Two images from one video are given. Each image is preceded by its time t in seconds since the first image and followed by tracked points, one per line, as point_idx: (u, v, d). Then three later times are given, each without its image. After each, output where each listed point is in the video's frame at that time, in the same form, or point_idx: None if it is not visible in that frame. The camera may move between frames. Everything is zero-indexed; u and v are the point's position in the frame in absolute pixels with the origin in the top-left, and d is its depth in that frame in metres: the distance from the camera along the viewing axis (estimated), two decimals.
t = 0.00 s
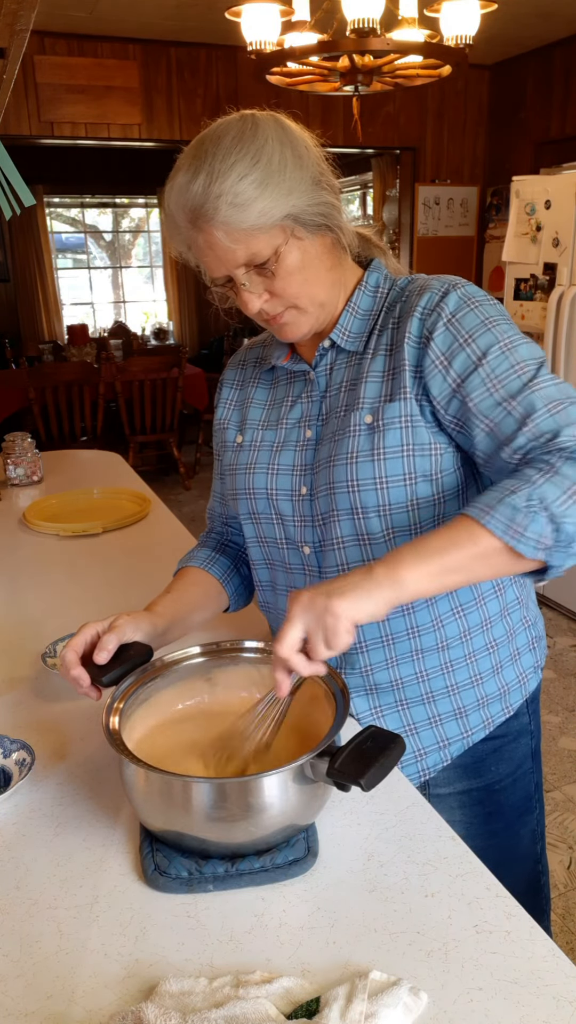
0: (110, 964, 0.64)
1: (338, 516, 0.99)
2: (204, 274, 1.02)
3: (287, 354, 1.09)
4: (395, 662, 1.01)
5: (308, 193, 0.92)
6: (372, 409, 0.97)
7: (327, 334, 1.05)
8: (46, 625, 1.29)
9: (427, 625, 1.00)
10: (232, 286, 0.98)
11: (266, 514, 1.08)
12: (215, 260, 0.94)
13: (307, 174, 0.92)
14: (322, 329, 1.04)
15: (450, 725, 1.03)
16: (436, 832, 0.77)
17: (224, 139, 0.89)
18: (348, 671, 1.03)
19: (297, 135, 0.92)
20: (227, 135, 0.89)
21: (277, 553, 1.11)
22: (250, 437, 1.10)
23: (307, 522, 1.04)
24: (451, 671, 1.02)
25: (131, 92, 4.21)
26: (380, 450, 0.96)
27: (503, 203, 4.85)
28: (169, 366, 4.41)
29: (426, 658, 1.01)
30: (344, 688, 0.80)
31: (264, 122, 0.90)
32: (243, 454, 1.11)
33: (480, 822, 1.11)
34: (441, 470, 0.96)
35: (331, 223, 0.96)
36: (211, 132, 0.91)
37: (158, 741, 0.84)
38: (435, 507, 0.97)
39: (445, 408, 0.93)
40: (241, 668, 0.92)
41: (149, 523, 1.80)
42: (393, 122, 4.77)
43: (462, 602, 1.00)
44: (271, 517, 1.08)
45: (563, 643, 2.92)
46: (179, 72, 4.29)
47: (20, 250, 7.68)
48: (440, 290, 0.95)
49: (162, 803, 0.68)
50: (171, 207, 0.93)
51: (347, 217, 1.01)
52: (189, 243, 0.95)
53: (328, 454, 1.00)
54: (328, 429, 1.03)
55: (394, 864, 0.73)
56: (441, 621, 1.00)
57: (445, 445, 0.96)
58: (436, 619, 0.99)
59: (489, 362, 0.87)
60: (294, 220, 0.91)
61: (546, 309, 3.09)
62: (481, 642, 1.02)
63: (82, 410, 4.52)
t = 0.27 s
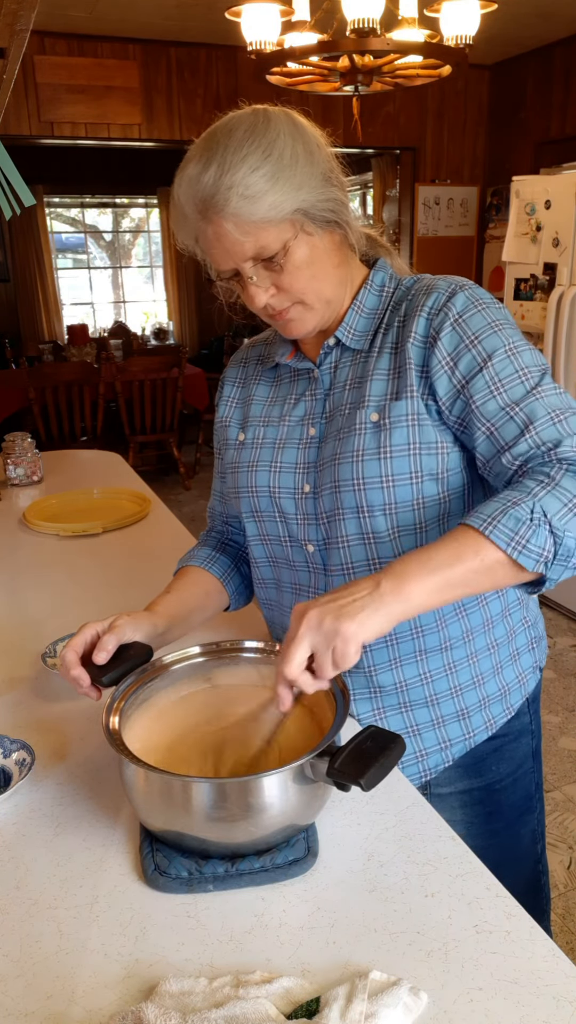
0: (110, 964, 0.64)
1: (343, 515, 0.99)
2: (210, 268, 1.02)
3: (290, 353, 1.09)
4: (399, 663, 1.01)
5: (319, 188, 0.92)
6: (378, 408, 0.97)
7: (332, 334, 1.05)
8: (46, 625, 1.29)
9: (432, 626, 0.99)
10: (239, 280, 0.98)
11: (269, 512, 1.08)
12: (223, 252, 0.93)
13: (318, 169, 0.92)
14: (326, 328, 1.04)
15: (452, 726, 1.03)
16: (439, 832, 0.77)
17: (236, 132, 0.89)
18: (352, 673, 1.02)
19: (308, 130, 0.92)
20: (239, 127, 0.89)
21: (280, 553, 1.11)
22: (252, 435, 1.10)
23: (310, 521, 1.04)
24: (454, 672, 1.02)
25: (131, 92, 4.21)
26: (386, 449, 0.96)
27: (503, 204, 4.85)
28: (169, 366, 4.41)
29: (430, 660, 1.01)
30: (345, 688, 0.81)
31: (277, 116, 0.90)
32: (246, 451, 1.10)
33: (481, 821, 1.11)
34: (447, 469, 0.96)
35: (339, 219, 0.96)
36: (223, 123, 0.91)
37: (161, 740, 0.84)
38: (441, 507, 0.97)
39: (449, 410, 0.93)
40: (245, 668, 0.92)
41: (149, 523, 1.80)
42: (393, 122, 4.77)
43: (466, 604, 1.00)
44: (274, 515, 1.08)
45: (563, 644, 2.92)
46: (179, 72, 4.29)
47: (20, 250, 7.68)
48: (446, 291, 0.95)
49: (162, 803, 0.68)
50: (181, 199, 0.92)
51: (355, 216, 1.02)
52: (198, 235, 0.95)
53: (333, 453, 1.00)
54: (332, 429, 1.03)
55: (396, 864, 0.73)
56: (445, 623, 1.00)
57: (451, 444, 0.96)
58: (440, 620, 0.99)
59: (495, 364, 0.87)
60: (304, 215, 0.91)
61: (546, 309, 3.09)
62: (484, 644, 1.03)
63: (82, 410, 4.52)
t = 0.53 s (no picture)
0: (110, 964, 0.64)
1: (343, 515, 0.99)
2: (209, 266, 1.02)
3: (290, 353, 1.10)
4: (396, 662, 1.01)
5: (316, 185, 0.92)
6: (377, 408, 0.97)
7: (331, 334, 1.05)
8: (46, 625, 1.29)
9: (429, 625, 1.00)
10: (236, 278, 0.98)
11: (268, 513, 1.08)
12: (220, 248, 0.93)
13: (316, 166, 0.92)
14: (326, 328, 1.04)
15: (450, 726, 1.03)
16: (438, 832, 0.77)
17: (234, 129, 0.89)
18: (349, 672, 1.03)
19: (306, 129, 0.93)
20: (237, 124, 0.89)
21: (280, 553, 1.11)
22: (252, 435, 1.10)
23: (310, 521, 1.04)
24: (452, 671, 1.02)
25: (131, 92, 4.21)
26: (385, 449, 0.95)
27: (503, 203, 4.85)
28: (169, 366, 4.41)
29: (428, 659, 1.01)
30: (344, 688, 0.81)
31: (275, 114, 0.90)
32: (246, 452, 1.11)
33: (481, 821, 1.11)
34: (446, 470, 0.96)
35: (337, 217, 0.96)
36: (221, 122, 0.92)
37: (158, 740, 0.84)
38: (440, 507, 0.97)
39: (444, 410, 0.93)
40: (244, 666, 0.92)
41: (149, 523, 1.80)
42: (393, 122, 4.77)
43: (464, 603, 1.00)
44: (274, 515, 1.08)
45: (563, 644, 2.92)
46: (179, 72, 4.29)
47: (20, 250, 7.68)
48: (445, 290, 0.95)
49: (162, 803, 0.68)
50: (179, 195, 0.93)
51: (354, 216, 1.02)
52: (196, 232, 0.95)
53: (333, 453, 1.00)
54: (332, 429, 1.03)
55: (393, 863, 0.73)
56: (443, 621, 1.00)
57: (451, 445, 0.96)
58: (437, 619, 0.99)
59: (490, 365, 0.87)
60: (301, 211, 0.91)
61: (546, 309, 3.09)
62: (482, 643, 1.03)
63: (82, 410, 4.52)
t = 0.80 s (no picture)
0: (110, 964, 0.64)
1: (339, 516, 0.99)
2: (204, 269, 1.02)
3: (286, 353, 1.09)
4: (394, 662, 1.01)
5: (308, 184, 0.92)
6: (373, 408, 0.97)
7: (327, 334, 1.05)
8: (46, 625, 1.29)
9: (426, 625, 1.00)
10: (230, 279, 0.98)
11: (266, 514, 1.08)
12: (214, 248, 0.93)
13: (307, 166, 0.92)
14: (321, 329, 1.04)
15: (448, 724, 1.03)
16: (437, 832, 0.77)
17: (225, 130, 0.90)
18: (346, 672, 1.03)
19: (297, 130, 0.93)
20: (228, 126, 0.90)
21: (278, 554, 1.11)
22: (250, 436, 1.11)
23: (307, 522, 1.04)
24: (450, 670, 1.02)
25: (131, 92, 4.20)
26: (381, 450, 0.95)
27: (503, 203, 4.85)
28: (169, 366, 4.41)
29: (425, 658, 1.01)
30: (345, 688, 0.80)
31: (265, 116, 0.91)
32: (243, 455, 1.10)
33: (480, 821, 1.11)
34: (442, 470, 0.96)
35: (330, 216, 0.96)
36: (212, 125, 0.92)
37: (158, 739, 0.84)
38: (437, 507, 0.97)
39: (439, 410, 0.93)
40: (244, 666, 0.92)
41: (149, 523, 1.81)
42: (393, 122, 4.77)
43: (461, 602, 1.00)
44: (272, 518, 1.08)
45: (563, 644, 2.92)
46: (179, 72, 4.29)
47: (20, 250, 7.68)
48: (439, 291, 0.95)
49: (162, 803, 0.68)
50: (172, 197, 0.93)
51: (347, 218, 1.02)
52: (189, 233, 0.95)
53: (329, 454, 1.00)
54: (329, 429, 1.03)
55: (393, 864, 0.73)
56: (440, 621, 1.00)
57: (446, 445, 0.96)
58: (435, 618, 0.99)
59: (484, 364, 0.87)
60: (293, 209, 0.91)
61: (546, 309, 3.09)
62: (480, 642, 1.03)
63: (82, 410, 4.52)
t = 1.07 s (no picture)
0: (110, 964, 0.64)
1: (338, 517, 0.99)
2: (200, 276, 1.02)
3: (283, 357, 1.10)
4: (392, 661, 1.01)
5: (300, 190, 0.92)
6: (370, 409, 0.97)
7: (324, 335, 1.05)
8: (46, 625, 1.29)
9: (424, 623, 1.00)
10: (226, 286, 0.98)
11: (265, 517, 1.09)
12: (209, 257, 0.93)
13: (300, 171, 0.92)
14: (318, 329, 1.04)
15: (447, 722, 1.03)
16: (436, 832, 0.77)
17: (216, 139, 0.89)
18: (346, 672, 1.03)
19: (289, 134, 0.93)
20: (219, 134, 0.90)
21: (278, 557, 1.11)
22: (248, 440, 1.10)
23: (306, 524, 1.05)
24: (448, 668, 1.02)
25: (131, 92, 4.20)
26: (379, 451, 0.95)
27: (503, 203, 4.85)
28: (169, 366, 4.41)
29: (424, 656, 1.01)
30: (345, 688, 0.81)
31: (255, 122, 0.90)
32: (241, 457, 1.10)
33: (478, 820, 1.12)
34: (440, 470, 0.96)
35: (324, 220, 0.95)
36: (204, 133, 0.92)
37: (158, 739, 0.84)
38: (435, 506, 0.97)
39: (437, 409, 0.93)
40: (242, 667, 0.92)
41: (148, 523, 1.80)
42: (393, 122, 4.77)
43: (459, 599, 1.00)
44: (271, 520, 1.08)
45: (563, 644, 2.92)
46: (179, 72, 4.29)
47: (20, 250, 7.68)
48: (435, 290, 0.95)
49: (162, 804, 0.68)
50: (165, 207, 0.93)
51: (342, 219, 1.01)
52: (183, 243, 0.95)
53: (327, 456, 1.00)
54: (327, 431, 1.03)
55: (392, 864, 0.73)
56: (438, 619, 1.00)
57: (442, 444, 0.96)
58: (432, 617, 0.99)
59: (479, 362, 0.86)
60: (286, 216, 0.91)
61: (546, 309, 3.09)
62: (479, 641, 1.02)
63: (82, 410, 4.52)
